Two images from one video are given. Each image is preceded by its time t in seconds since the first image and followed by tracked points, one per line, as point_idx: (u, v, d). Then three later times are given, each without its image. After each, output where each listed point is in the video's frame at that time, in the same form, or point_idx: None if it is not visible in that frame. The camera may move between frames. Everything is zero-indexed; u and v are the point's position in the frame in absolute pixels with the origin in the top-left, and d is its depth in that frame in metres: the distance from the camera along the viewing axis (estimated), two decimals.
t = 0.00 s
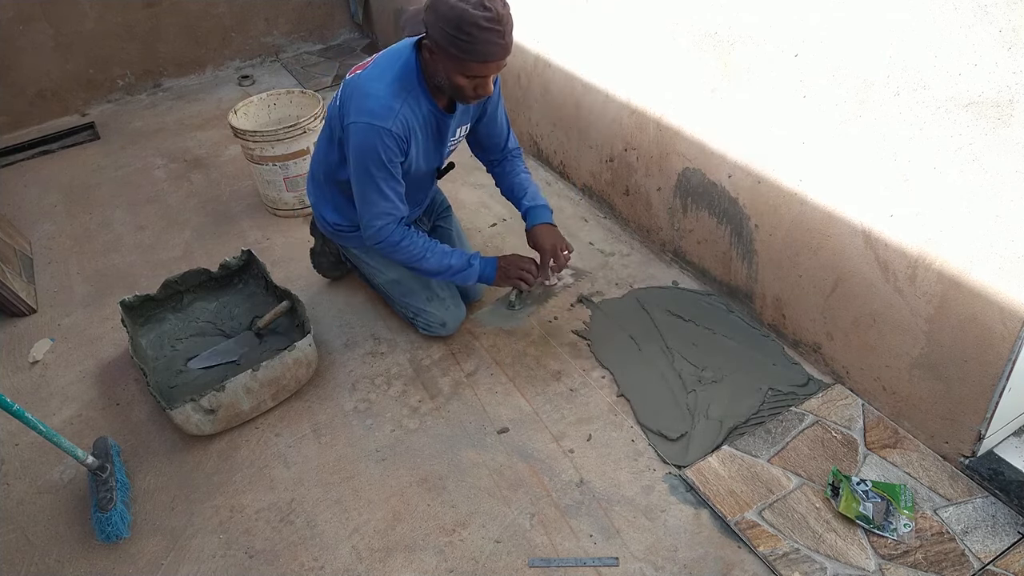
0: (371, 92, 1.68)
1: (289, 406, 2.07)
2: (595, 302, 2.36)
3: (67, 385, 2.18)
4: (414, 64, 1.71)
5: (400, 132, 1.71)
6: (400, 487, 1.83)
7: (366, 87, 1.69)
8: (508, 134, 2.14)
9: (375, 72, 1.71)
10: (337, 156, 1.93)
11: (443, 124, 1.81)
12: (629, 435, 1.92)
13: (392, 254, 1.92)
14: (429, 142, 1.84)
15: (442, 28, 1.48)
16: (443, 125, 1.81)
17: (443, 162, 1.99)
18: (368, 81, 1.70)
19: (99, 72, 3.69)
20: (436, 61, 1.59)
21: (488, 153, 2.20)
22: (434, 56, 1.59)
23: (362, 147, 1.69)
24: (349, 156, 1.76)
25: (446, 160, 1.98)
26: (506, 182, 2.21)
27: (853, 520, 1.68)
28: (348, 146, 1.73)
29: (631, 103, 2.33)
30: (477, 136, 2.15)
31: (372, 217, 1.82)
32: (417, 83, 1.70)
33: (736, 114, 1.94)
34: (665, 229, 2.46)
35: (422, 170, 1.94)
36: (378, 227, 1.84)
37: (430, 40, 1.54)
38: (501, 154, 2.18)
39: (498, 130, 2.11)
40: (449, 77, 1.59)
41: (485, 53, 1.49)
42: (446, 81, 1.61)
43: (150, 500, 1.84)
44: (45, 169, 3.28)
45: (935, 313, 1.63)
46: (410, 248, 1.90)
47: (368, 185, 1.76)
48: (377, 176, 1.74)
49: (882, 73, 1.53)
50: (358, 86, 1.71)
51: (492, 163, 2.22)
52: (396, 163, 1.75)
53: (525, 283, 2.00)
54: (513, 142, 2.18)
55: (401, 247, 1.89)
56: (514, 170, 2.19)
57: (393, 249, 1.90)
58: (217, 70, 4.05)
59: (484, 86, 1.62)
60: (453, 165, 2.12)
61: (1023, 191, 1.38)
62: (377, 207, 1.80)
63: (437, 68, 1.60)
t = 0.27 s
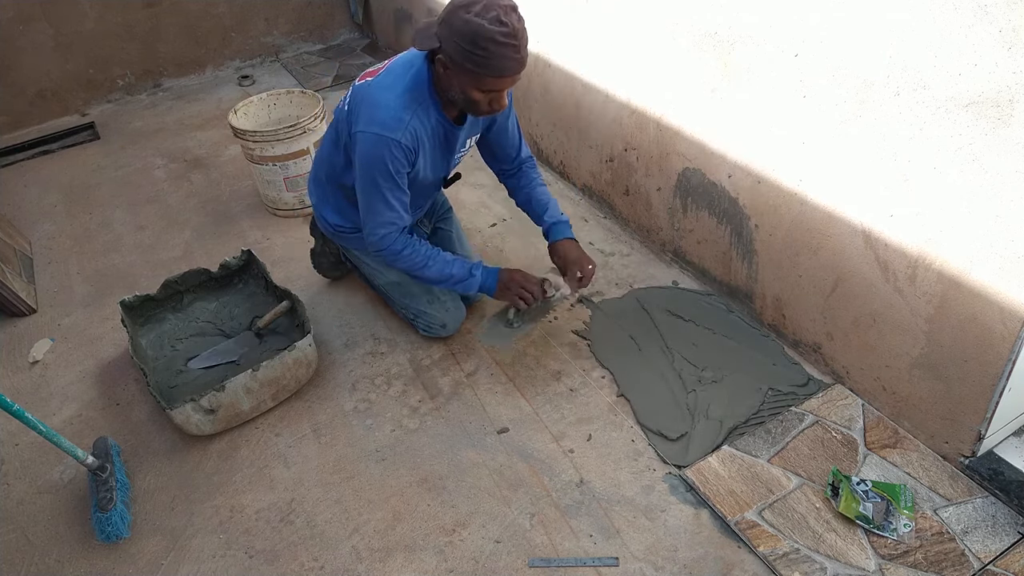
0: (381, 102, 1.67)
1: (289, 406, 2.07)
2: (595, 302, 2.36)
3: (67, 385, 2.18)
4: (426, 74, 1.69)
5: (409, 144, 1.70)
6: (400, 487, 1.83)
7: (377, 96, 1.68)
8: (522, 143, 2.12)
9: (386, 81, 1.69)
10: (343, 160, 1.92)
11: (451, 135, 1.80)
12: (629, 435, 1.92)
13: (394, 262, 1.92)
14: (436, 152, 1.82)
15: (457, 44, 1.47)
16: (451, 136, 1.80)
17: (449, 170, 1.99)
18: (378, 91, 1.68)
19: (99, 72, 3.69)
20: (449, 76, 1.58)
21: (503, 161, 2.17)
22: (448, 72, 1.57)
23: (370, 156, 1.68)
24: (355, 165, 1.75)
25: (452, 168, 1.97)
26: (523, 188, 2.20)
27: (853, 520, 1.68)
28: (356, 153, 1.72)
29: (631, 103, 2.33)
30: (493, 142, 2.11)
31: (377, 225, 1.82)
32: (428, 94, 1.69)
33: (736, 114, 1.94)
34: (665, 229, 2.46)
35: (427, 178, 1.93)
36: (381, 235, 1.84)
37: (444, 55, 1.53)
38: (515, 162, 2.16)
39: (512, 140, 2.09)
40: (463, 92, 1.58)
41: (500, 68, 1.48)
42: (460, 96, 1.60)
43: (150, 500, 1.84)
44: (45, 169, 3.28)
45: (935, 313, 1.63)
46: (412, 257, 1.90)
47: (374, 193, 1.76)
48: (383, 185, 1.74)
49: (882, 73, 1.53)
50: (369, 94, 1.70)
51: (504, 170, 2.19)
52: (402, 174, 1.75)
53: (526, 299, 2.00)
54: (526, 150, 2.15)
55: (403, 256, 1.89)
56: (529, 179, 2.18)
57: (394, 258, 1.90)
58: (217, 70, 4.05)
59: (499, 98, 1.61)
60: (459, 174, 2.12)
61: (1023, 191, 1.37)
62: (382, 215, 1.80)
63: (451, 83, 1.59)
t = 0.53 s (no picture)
0: (400, 115, 1.65)
1: (289, 406, 2.07)
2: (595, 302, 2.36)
3: (67, 385, 2.18)
4: (444, 88, 1.69)
5: (428, 156, 1.69)
6: (400, 487, 1.83)
7: (396, 109, 1.66)
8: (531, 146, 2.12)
9: (404, 94, 1.68)
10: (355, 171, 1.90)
11: (465, 148, 1.80)
12: (629, 435, 1.92)
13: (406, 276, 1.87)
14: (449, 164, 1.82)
15: (478, 64, 1.48)
16: (465, 148, 1.79)
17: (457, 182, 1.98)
18: (396, 103, 1.67)
19: (99, 72, 3.69)
20: (469, 94, 1.58)
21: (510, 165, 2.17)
22: (467, 89, 1.58)
23: (388, 169, 1.66)
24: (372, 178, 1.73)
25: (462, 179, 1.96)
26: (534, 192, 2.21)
27: (853, 520, 1.68)
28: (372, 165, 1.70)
29: (631, 103, 2.33)
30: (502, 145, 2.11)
31: (391, 237, 1.78)
32: (446, 109, 1.68)
33: (736, 114, 1.94)
34: (665, 229, 2.46)
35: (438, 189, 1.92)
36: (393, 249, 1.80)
37: (463, 74, 1.54)
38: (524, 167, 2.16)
39: (520, 146, 2.09)
40: (483, 110, 1.59)
41: (521, 87, 1.49)
42: (480, 114, 1.61)
43: (150, 500, 1.84)
44: (45, 169, 3.28)
45: (935, 313, 1.63)
46: (427, 272, 1.86)
47: (389, 205, 1.72)
48: (399, 198, 1.71)
49: (882, 72, 1.53)
50: (387, 107, 1.68)
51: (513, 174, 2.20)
52: (419, 187, 1.72)
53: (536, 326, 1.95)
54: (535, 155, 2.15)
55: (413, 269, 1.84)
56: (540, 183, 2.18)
57: (406, 270, 1.85)
58: (217, 70, 4.05)
59: (517, 116, 1.62)
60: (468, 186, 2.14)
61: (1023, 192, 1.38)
62: (396, 228, 1.77)
63: (470, 101, 1.60)
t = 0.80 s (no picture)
0: (430, 128, 1.63)
1: (289, 406, 2.07)
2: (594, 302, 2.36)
3: (67, 385, 2.18)
4: (471, 96, 1.66)
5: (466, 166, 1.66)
6: (400, 487, 1.83)
7: (427, 122, 1.63)
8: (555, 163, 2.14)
9: (431, 105, 1.65)
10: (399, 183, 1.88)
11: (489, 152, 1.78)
12: (629, 435, 1.92)
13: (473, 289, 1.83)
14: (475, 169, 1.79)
15: (502, 77, 1.48)
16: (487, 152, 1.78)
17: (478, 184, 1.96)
18: (425, 116, 1.64)
19: (99, 72, 3.69)
20: (492, 105, 1.58)
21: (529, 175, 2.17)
22: (490, 100, 1.58)
23: (435, 183, 1.64)
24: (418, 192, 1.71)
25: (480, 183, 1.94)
26: (551, 203, 2.22)
27: (853, 520, 1.68)
28: (417, 181, 1.68)
29: (631, 103, 2.33)
30: (530, 158, 2.10)
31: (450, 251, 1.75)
32: (475, 118, 1.66)
33: (736, 114, 1.94)
34: (665, 229, 2.46)
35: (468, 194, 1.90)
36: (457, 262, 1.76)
37: (487, 85, 1.54)
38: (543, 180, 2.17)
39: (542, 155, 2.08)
40: (503, 121, 1.59)
41: (542, 102, 1.48)
42: (499, 124, 1.61)
43: (150, 500, 1.84)
44: (45, 169, 3.28)
45: (935, 313, 1.63)
46: (495, 282, 1.79)
47: (443, 219, 1.70)
48: (449, 210, 1.68)
49: (882, 72, 1.53)
50: (417, 121, 1.65)
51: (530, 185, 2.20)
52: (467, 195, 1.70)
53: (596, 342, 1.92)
54: (554, 164, 2.15)
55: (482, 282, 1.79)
56: (558, 196, 2.20)
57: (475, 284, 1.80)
58: (217, 70, 4.05)
59: (538, 130, 1.62)
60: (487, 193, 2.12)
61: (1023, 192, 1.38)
62: (452, 241, 1.74)
63: (492, 112, 1.60)
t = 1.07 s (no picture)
0: (466, 134, 1.58)
1: (289, 406, 2.07)
2: (595, 301, 2.36)
3: (67, 385, 2.18)
4: (502, 97, 1.61)
5: (502, 171, 1.63)
6: (400, 487, 1.83)
7: (460, 128, 1.59)
8: (563, 155, 2.11)
9: (464, 109, 1.60)
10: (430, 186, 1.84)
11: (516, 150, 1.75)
12: (629, 435, 1.92)
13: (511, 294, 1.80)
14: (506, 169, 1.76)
15: (535, 79, 1.48)
16: (513, 151, 1.75)
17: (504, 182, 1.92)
18: (459, 121, 1.59)
19: (98, 72, 3.69)
20: (521, 106, 1.57)
21: (538, 168, 2.13)
22: (519, 100, 1.57)
23: (473, 189, 1.61)
24: (455, 198, 1.67)
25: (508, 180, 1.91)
26: (557, 199, 2.21)
27: (853, 520, 1.68)
28: (454, 188, 1.65)
29: (631, 103, 2.33)
30: (539, 148, 2.05)
31: (488, 256, 1.73)
32: (506, 120, 1.63)
33: (736, 114, 1.94)
34: (665, 229, 2.46)
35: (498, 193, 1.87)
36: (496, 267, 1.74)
37: (519, 85, 1.54)
38: (549, 172, 2.13)
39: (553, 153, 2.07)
40: (532, 123, 1.58)
41: (573, 107, 1.48)
42: (528, 127, 1.60)
43: (151, 500, 1.84)
44: (45, 169, 3.28)
45: (935, 313, 1.63)
46: (533, 288, 1.76)
47: (480, 225, 1.67)
48: (487, 217, 1.65)
49: (882, 72, 1.53)
50: (450, 126, 1.61)
51: (537, 178, 2.16)
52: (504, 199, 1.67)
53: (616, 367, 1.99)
54: (563, 159, 2.12)
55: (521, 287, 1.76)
56: (564, 191, 2.18)
57: (512, 289, 1.77)
58: (217, 70, 4.05)
59: (565, 133, 1.62)
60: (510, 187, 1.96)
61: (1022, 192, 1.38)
62: (490, 247, 1.71)
63: (520, 112, 1.59)
